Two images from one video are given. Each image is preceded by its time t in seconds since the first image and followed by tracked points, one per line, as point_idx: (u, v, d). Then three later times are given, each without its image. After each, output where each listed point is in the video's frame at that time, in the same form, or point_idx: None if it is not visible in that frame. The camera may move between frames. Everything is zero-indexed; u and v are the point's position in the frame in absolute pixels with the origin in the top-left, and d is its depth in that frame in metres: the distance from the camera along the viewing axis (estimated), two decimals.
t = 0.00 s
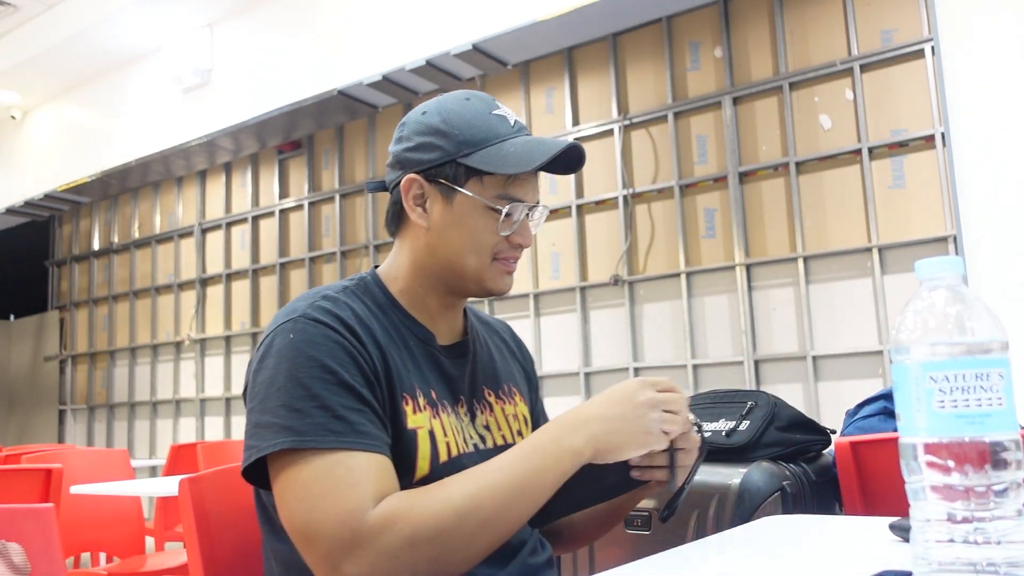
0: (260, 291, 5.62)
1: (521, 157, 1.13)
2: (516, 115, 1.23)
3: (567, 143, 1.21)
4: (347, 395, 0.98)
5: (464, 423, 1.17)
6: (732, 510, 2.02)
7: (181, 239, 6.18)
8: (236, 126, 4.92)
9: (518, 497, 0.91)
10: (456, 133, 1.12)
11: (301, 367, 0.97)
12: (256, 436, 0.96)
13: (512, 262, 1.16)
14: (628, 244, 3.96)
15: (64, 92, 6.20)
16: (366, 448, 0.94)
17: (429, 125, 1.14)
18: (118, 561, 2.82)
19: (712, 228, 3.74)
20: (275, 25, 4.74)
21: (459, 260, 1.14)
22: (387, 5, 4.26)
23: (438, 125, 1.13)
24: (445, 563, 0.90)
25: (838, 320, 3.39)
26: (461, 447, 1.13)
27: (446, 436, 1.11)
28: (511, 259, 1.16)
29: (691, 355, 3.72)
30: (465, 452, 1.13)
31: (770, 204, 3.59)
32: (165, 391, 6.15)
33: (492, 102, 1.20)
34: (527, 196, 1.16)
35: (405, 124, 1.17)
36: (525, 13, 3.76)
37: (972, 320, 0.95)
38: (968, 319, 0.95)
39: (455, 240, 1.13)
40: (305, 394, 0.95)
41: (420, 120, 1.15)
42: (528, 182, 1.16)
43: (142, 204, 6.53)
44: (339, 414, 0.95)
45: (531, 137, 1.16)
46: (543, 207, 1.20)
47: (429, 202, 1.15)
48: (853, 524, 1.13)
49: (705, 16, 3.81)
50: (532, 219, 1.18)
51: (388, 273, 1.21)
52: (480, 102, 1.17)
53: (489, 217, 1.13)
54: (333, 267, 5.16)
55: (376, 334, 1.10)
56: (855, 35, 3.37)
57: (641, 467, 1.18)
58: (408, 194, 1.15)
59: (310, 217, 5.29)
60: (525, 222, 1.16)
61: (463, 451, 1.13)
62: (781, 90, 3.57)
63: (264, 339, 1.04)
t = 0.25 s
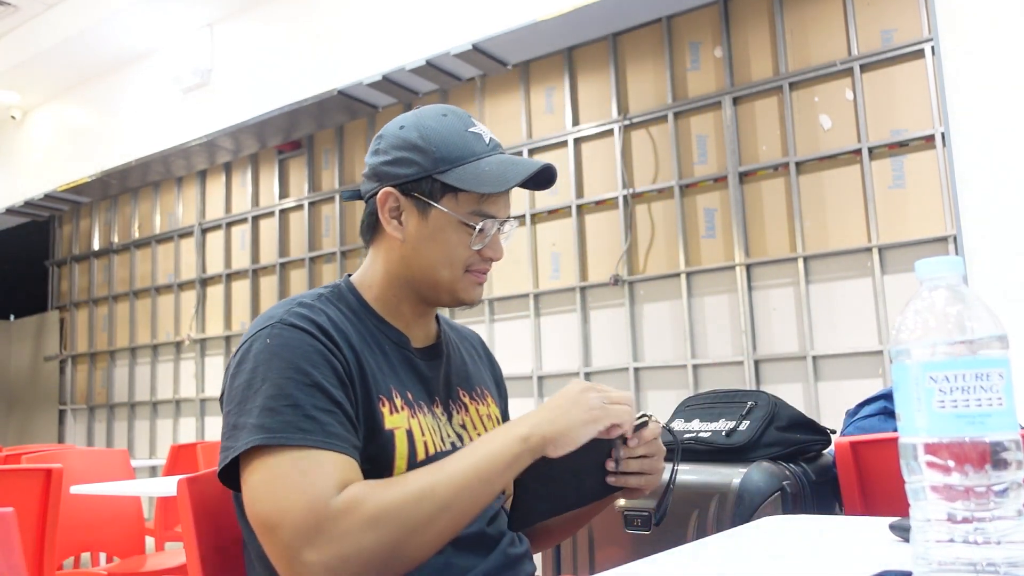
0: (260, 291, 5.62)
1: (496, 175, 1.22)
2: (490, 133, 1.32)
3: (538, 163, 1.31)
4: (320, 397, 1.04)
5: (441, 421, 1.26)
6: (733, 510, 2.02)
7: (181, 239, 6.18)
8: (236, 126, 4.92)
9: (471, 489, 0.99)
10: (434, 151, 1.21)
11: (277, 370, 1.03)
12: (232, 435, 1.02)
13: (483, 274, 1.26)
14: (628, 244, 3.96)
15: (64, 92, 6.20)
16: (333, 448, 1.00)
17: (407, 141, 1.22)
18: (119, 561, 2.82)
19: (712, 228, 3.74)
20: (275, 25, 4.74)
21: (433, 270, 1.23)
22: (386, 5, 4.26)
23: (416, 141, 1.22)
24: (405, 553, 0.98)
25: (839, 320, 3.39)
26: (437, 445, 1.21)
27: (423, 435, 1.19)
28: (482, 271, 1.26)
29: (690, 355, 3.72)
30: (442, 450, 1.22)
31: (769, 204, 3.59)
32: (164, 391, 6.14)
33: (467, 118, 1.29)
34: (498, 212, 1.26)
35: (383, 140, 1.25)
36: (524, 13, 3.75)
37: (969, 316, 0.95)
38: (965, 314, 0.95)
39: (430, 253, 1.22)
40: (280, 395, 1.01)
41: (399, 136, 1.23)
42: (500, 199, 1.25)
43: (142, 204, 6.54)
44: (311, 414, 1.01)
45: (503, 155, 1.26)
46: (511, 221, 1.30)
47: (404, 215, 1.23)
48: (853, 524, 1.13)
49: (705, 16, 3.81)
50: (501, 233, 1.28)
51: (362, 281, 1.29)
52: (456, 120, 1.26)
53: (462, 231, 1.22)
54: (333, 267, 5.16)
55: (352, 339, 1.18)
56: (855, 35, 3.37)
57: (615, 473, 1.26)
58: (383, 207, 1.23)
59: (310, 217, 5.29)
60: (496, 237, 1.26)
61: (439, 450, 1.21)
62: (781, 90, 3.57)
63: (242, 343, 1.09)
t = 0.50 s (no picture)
0: (260, 291, 5.61)
1: (469, 183, 1.29)
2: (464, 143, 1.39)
3: (510, 171, 1.38)
4: (275, 389, 1.07)
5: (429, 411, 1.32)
6: (733, 510, 2.02)
7: (181, 239, 6.18)
8: (236, 126, 4.92)
9: (367, 470, 0.99)
10: (408, 159, 1.28)
11: (237, 365, 1.08)
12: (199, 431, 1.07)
13: (456, 278, 1.32)
14: (628, 245, 3.96)
15: (64, 92, 6.20)
16: (282, 438, 1.04)
17: (384, 149, 1.29)
18: (118, 561, 2.82)
19: (712, 228, 3.74)
20: (275, 25, 4.74)
21: (407, 273, 1.28)
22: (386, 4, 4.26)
23: (392, 150, 1.29)
24: (305, 535, 0.98)
25: (839, 320, 3.39)
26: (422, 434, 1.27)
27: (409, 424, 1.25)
28: (455, 274, 1.32)
29: (690, 355, 3.72)
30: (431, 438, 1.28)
31: (770, 204, 3.59)
32: (164, 391, 6.14)
33: (441, 127, 1.36)
34: (472, 218, 1.32)
35: (360, 148, 1.32)
36: (524, 13, 3.75)
37: (969, 315, 0.95)
38: (964, 314, 0.95)
39: (404, 257, 1.28)
40: (234, 388, 1.06)
41: (375, 147, 1.30)
42: (473, 205, 1.32)
43: (142, 204, 6.54)
44: (263, 406, 1.05)
45: (474, 164, 1.33)
46: (485, 228, 1.36)
47: (380, 220, 1.29)
48: (853, 524, 1.13)
49: (706, 16, 3.81)
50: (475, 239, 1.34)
51: (341, 286, 1.35)
52: (432, 129, 1.33)
53: (436, 236, 1.28)
54: (333, 267, 5.15)
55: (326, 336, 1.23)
56: (855, 35, 3.37)
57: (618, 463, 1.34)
58: (360, 212, 1.30)
59: (310, 217, 5.29)
60: (469, 242, 1.32)
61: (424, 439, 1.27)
62: (781, 90, 3.57)
63: (217, 347, 1.15)
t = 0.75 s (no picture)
0: (260, 291, 5.61)
1: (447, 192, 1.39)
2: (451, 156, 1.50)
3: (491, 184, 1.48)
4: (240, 397, 1.16)
5: (411, 403, 1.42)
6: (732, 510, 2.02)
7: (181, 239, 6.18)
8: (236, 126, 4.92)
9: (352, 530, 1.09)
10: (393, 165, 1.40)
11: (205, 373, 1.18)
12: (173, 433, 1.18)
13: (431, 284, 1.43)
14: (628, 245, 3.96)
15: (64, 92, 6.20)
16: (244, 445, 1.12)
17: (373, 155, 1.41)
18: (119, 561, 2.82)
19: (712, 228, 3.74)
20: (275, 25, 4.75)
21: (384, 275, 1.39)
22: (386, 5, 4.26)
23: (381, 156, 1.41)
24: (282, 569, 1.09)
25: (839, 320, 3.38)
26: (401, 425, 1.36)
27: (388, 415, 1.34)
28: (429, 281, 1.42)
29: (690, 355, 3.72)
30: (410, 429, 1.38)
31: (770, 204, 3.59)
32: (164, 391, 6.13)
33: (430, 140, 1.48)
34: (451, 228, 1.43)
35: (352, 154, 1.45)
36: (525, 13, 3.75)
37: (968, 314, 0.95)
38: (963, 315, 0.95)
39: (381, 259, 1.38)
40: (199, 395, 1.15)
41: (366, 151, 1.42)
42: (452, 216, 1.43)
43: (142, 204, 6.54)
44: (225, 413, 1.14)
45: (457, 176, 1.44)
46: (463, 238, 1.47)
47: (362, 221, 1.40)
48: (853, 524, 1.13)
49: (706, 16, 3.81)
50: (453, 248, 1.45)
51: (325, 286, 1.47)
52: (420, 141, 1.45)
53: (413, 240, 1.39)
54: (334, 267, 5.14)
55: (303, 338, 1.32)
56: (855, 35, 3.37)
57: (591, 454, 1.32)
58: (344, 213, 1.41)
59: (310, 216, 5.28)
60: (447, 252, 1.42)
61: (403, 429, 1.36)
62: (781, 90, 3.57)
63: (197, 353, 1.26)
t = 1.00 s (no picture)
0: (260, 291, 5.61)
1: (435, 189, 1.39)
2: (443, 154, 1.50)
3: (480, 181, 1.47)
4: (230, 404, 1.18)
5: (412, 400, 1.42)
6: (732, 510, 2.02)
7: (181, 239, 6.18)
8: (236, 126, 4.92)
9: (353, 539, 1.16)
10: (381, 164, 1.40)
11: (195, 380, 1.20)
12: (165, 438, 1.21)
13: (425, 283, 1.42)
14: (628, 245, 3.96)
15: (63, 92, 6.20)
16: (240, 455, 1.15)
17: (362, 155, 1.42)
18: (119, 561, 2.82)
19: (712, 228, 3.73)
20: (274, 25, 4.75)
21: (376, 274, 1.39)
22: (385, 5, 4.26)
23: (369, 155, 1.41)
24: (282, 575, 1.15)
25: (839, 320, 3.38)
26: (400, 423, 1.36)
27: (387, 413, 1.35)
28: (423, 279, 1.42)
29: (690, 355, 3.72)
30: (411, 425, 1.38)
31: (770, 204, 3.59)
32: (164, 391, 6.13)
33: (421, 139, 1.48)
34: (442, 226, 1.42)
35: (342, 154, 1.46)
36: (525, 13, 3.75)
37: (966, 313, 0.96)
38: (960, 314, 0.95)
39: (373, 258, 1.39)
40: (189, 403, 1.18)
41: (355, 152, 1.43)
42: (443, 214, 1.42)
43: (142, 204, 6.54)
44: (215, 421, 1.16)
45: (447, 173, 1.43)
46: (457, 236, 1.46)
47: (352, 221, 1.41)
48: (852, 524, 1.13)
49: (706, 16, 3.81)
50: (447, 246, 1.44)
51: (322, 287, 1.47)
52: (409, 140, 1.45)
53: (403, 239, 1.38)
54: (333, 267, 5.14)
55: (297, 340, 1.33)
56: (855, 35, 3.37)
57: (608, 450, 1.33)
58: (335, 214, 1.43)
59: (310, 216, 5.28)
60: (439, 249, 1.42)
61: (403, 427, 1.37)
62: (781, 90, 3.57)
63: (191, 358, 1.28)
